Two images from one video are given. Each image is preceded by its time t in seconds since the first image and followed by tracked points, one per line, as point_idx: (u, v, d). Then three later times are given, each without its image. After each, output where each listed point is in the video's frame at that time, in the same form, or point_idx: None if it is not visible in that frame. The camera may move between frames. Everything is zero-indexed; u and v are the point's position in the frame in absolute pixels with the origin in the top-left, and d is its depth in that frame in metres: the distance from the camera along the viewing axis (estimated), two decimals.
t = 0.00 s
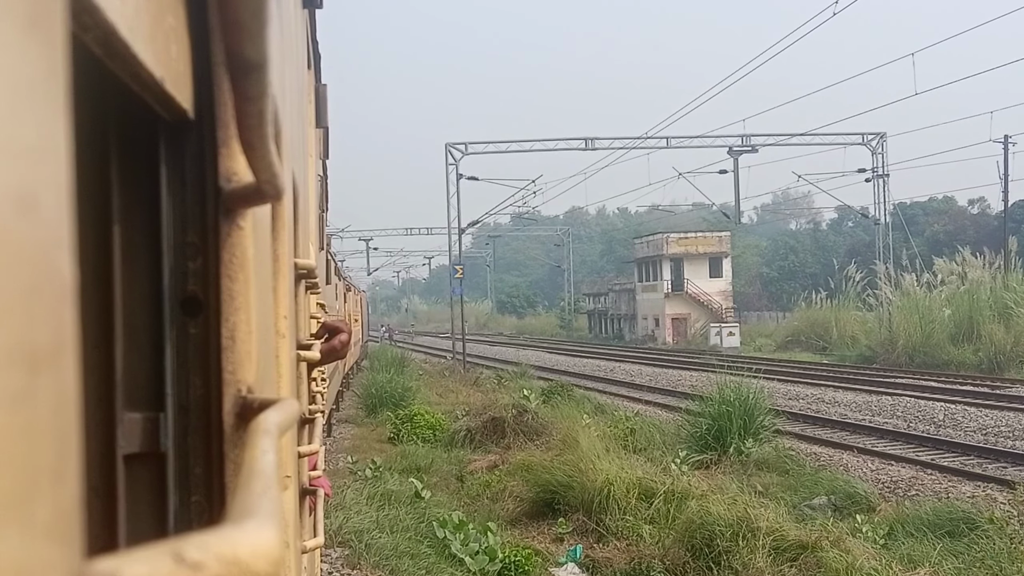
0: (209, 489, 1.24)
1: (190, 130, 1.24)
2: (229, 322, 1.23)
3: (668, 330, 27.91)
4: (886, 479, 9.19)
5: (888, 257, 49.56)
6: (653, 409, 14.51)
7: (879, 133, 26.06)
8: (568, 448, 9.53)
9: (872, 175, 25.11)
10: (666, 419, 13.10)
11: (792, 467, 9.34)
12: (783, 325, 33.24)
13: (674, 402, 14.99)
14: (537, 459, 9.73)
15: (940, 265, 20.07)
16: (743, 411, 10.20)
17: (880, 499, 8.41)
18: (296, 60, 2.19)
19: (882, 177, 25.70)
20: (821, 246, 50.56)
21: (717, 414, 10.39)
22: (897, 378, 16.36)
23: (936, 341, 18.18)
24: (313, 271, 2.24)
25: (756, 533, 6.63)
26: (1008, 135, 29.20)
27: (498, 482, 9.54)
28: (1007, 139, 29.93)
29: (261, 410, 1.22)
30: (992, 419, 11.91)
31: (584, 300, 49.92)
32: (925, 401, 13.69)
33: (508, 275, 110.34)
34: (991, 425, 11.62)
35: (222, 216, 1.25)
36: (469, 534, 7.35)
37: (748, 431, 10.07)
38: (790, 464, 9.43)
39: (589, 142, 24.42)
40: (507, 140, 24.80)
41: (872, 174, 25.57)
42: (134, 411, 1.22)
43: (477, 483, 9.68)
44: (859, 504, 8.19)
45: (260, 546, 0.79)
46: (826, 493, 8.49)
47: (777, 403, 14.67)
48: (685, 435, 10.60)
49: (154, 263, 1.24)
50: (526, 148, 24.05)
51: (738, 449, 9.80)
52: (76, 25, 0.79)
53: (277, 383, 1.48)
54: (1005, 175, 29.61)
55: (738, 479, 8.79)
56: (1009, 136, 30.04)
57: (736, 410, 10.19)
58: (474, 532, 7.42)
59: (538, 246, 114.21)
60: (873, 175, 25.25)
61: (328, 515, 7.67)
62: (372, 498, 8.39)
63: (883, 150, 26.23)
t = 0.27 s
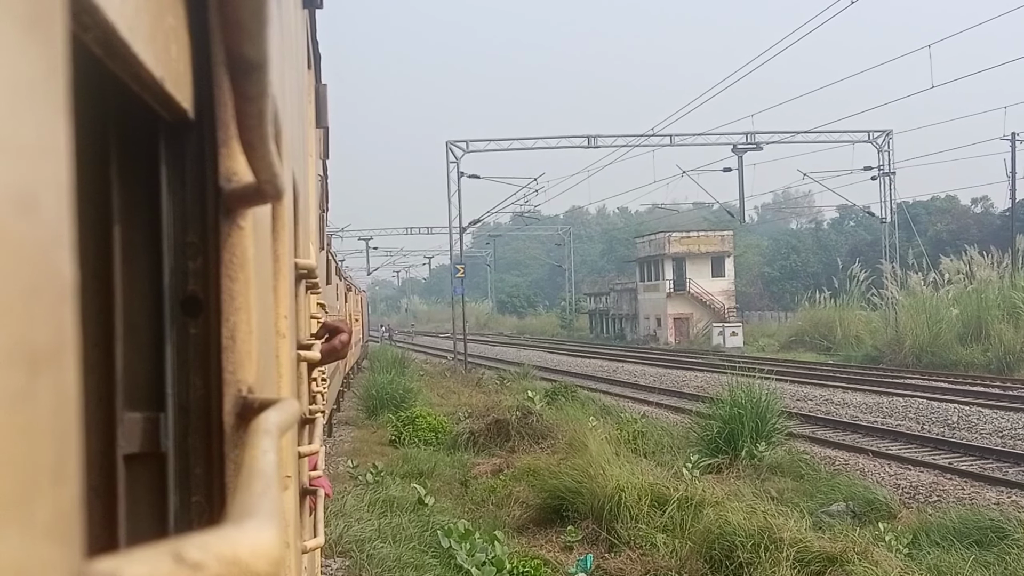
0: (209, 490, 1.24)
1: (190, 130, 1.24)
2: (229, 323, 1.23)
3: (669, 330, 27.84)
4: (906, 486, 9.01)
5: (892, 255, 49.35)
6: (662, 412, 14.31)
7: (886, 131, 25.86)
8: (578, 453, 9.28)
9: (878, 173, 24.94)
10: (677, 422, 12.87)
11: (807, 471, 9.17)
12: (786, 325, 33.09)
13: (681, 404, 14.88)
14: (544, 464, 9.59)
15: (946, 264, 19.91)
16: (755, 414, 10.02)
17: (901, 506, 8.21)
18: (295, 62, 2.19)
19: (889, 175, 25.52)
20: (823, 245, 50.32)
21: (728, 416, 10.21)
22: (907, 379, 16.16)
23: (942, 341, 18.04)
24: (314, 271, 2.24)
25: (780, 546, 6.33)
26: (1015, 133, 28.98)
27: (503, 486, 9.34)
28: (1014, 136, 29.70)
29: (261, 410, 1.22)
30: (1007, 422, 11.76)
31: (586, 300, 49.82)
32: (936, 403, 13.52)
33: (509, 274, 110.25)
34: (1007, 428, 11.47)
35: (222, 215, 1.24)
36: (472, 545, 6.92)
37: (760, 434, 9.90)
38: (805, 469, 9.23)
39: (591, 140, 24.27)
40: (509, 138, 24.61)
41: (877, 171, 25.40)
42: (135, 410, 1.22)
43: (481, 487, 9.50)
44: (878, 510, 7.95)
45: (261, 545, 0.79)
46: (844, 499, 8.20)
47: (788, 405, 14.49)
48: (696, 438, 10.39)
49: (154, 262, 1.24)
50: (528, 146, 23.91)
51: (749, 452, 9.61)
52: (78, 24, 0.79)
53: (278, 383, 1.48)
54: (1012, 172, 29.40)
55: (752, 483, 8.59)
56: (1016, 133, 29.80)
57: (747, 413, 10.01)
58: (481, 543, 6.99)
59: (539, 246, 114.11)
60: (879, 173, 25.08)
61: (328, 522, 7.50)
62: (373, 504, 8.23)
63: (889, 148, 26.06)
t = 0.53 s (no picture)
0: (209, 490, 1.24)
1: (191, 131, 1.24)
2: (229, 323, 1.23)
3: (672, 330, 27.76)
4: (928, 492, 8.77)
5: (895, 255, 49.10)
6: (671, 415, 14.03)
7: (893, 129, 25.66)
8: (590, 459, 9.00)
9: (885, 172, 24.73)
10: (688, 425, 12.60)
11: (823, 476, 8.92)
12: (790, 326, 32.96)
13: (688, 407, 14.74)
14: (553, 470, 9.37)
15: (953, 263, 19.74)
16: (768, 418, 9.78)
17: (923, 514, 7.97)
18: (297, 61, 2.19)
19: (896, 174, 25.32)
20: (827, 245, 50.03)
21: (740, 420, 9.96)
22: (917, 380, 15.92)
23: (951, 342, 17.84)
24: (314, 272, 2.25)
25: (804, 557, 6.25)
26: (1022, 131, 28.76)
27: (509, 492, 9.11)
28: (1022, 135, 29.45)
29: (262, 410, 1.22)
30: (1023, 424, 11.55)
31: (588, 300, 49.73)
32: (949, 404, 13.30)
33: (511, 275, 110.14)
34: None
35: (223, 215, 1.25)
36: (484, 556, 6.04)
37: (773, 438, 9.66)
38: (823, 474, 8.99)
39: (595, 138, 24.05)
40: (511, 136, 24.43)
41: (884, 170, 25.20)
42: (136, 411, 1.22)
43: (485, 493, 9.26)
44: (901, 519, 7.72)
45: (262, 546, 0.79)
46: (864, 506, 7.99)
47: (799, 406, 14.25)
48: (707, 442, 10.14)
49: (154, 262, 1.24)
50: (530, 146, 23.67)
51: (763, 457, 9.36)
52: (78, 23, 0.79)
53: (279, 383, 1.49)
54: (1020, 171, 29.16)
55: (768, 490, 8.35)
56: None
57: (760, 417, 9.77)
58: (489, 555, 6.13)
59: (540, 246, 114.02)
60: (886, 172, 24.88)
61: (329, 532, 7.28)
62: (375, 513, 7.98)
63: (896, 147, 25.86)
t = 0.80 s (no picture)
0: (209, 491, 1.24)
1: (191, 131, 1.23)
2: (230, 323, 1.23)
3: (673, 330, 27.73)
4: (950, 498, 8.39)
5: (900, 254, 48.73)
6: (679, 418, 13.63)
7: (899, 127, 25.44)
8: (598, 464, 8.55)
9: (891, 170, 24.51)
10: (697, 429, 12.17)
11: (841, 484, 8.50)
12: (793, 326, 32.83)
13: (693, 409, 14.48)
14: (560, 473, 8.97)
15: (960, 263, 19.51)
16: (781, 422, 9.30)
17: (947, 522, 7.60)
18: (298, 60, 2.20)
19: (903, 173, 25.08)
20: (829, 246, 49.73)
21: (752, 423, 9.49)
22: (927, 380, 15.58)
23: (960, 343, 17.60)
24: (315, 271, 2.25)
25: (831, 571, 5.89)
26: None
27: (514, 498, 8.74)
28: None
29: (262, 410, 1.23)
30: None
31: (587, 300, 49.63)
32: (961, 406, 12.96)
33: (511, 274, 109.98)
34: None
35: (223, 214, 1.25)
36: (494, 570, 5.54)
37: (786, 443, 9.19)
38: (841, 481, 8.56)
39: (598, 137, 23.75)
40: (513, 134, 24.17)
41: (890, 168, 24.98)
42: (136, 411, 1.22)
43: (489, 498, 8.91)
44: (925, 528, 7.36)
45: (262, 546, 0.79)
46: (885, 514, 7.59)
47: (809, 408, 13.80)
48: (717, 445, 9.72)
49: (154, 260, 1.24)
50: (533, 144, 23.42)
51: (776, 463, 8.89)
52: (79, 24, 0.79)
53: (279, 383, 1.49)
54: None
55: (782, 497, 7.95)
56: None
57: (773, 420, 9.28)
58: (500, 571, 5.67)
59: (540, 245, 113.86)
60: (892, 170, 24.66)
61: (327, 542, 6.59)
62: (376, 520, 7.36)
63: (903, 145, 25.61)
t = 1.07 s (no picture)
0: (212, 490, 1.24)
1: (195, 130, 1.24)
2: (232, 323, 1.23)
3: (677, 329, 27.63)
4: (978, 508, 7.89)
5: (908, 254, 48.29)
6: (692, 422, 13.13)
7: (910, 125, 25.13)
8: (609, 471, 8.02)
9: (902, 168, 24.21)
10: (710, 433, 11.68)
11: (862, 492, 8.05)
12: (799, 327, 32.66)
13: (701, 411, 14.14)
14: (571, 480, 8.60)
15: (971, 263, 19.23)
16: (799, 425, 8.84)
17: (976, 533, 7.11)
18: (302, 61, 2.22)
19: (913, 172, 24.80)
20: (833, 246, 49.36)
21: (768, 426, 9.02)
22: (944, 381, 15.16)
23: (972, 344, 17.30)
24: (318, 271, 2.26)
25: None
26: None
27: (523, 505, 8.22)
28: None
29: (265, 409, 1.23)
30: None
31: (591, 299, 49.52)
32: (980, 409, 12.51)
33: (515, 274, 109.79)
34: None
35: (226, 214, 1.25)
36: None
37: (805, 447, 8.71)
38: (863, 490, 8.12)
39: (604, 133, 23.39)
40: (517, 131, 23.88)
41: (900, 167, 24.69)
42: (139, 409, 1.23)
43: (497, 506, 8.37)
44: (954, 540, 6.91)
45: (265, 546, 0.79)
46: (908, 526, 7.14)
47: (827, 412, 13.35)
48: (732, 450, 9.25)
49: (158, 262, 1.24)
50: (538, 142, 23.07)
51: (794, 468, 8.43)
52: (83, 23, 0.79)
53: (281, 382, 1.49)
54: None
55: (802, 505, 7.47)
56: None
57: (790, 423, 8.82)
58: None
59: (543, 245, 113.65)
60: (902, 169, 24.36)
61: (330, 552, 6.43)
62: (380, 529, 7.07)
63: (913, 144, 25.29)
